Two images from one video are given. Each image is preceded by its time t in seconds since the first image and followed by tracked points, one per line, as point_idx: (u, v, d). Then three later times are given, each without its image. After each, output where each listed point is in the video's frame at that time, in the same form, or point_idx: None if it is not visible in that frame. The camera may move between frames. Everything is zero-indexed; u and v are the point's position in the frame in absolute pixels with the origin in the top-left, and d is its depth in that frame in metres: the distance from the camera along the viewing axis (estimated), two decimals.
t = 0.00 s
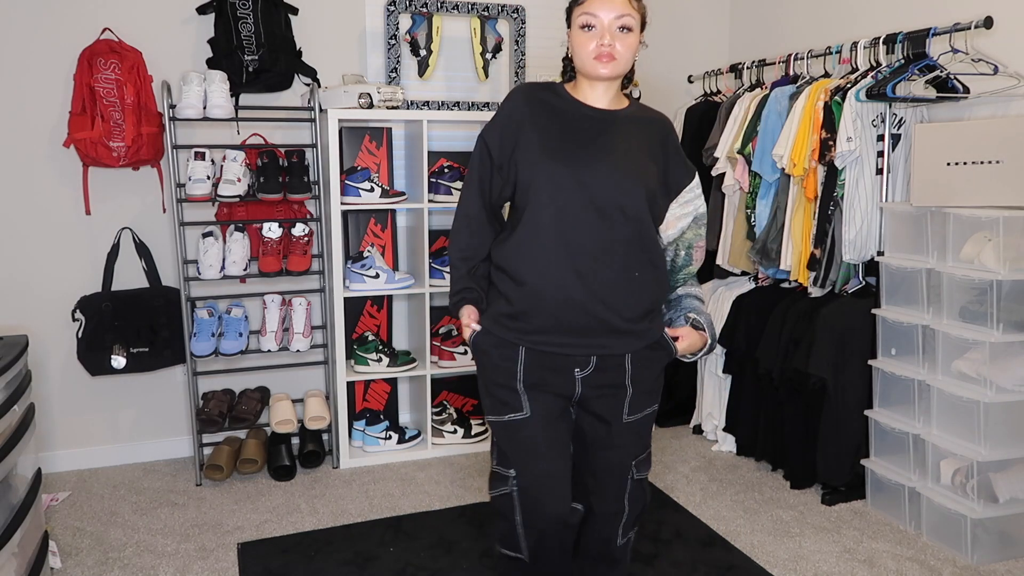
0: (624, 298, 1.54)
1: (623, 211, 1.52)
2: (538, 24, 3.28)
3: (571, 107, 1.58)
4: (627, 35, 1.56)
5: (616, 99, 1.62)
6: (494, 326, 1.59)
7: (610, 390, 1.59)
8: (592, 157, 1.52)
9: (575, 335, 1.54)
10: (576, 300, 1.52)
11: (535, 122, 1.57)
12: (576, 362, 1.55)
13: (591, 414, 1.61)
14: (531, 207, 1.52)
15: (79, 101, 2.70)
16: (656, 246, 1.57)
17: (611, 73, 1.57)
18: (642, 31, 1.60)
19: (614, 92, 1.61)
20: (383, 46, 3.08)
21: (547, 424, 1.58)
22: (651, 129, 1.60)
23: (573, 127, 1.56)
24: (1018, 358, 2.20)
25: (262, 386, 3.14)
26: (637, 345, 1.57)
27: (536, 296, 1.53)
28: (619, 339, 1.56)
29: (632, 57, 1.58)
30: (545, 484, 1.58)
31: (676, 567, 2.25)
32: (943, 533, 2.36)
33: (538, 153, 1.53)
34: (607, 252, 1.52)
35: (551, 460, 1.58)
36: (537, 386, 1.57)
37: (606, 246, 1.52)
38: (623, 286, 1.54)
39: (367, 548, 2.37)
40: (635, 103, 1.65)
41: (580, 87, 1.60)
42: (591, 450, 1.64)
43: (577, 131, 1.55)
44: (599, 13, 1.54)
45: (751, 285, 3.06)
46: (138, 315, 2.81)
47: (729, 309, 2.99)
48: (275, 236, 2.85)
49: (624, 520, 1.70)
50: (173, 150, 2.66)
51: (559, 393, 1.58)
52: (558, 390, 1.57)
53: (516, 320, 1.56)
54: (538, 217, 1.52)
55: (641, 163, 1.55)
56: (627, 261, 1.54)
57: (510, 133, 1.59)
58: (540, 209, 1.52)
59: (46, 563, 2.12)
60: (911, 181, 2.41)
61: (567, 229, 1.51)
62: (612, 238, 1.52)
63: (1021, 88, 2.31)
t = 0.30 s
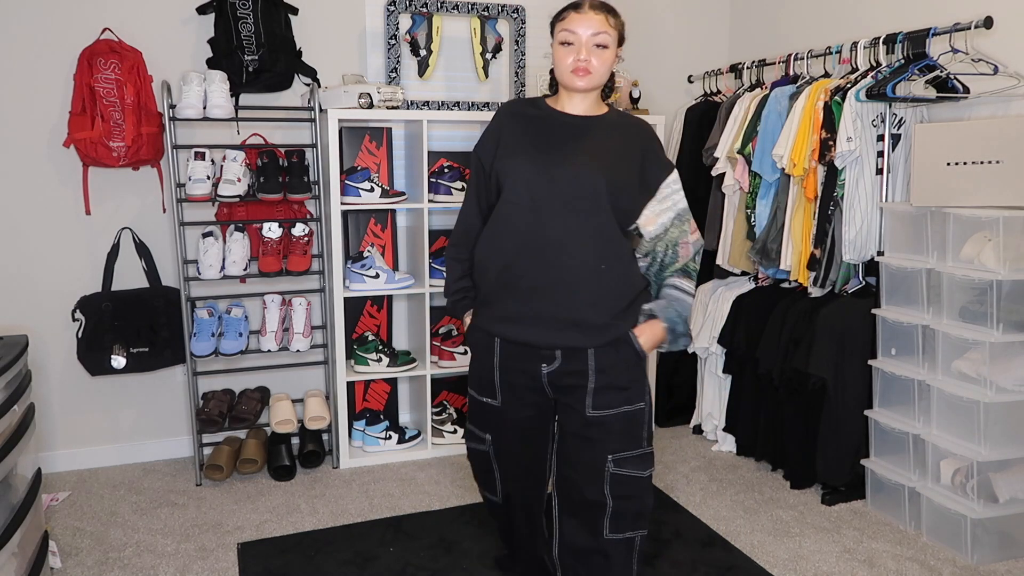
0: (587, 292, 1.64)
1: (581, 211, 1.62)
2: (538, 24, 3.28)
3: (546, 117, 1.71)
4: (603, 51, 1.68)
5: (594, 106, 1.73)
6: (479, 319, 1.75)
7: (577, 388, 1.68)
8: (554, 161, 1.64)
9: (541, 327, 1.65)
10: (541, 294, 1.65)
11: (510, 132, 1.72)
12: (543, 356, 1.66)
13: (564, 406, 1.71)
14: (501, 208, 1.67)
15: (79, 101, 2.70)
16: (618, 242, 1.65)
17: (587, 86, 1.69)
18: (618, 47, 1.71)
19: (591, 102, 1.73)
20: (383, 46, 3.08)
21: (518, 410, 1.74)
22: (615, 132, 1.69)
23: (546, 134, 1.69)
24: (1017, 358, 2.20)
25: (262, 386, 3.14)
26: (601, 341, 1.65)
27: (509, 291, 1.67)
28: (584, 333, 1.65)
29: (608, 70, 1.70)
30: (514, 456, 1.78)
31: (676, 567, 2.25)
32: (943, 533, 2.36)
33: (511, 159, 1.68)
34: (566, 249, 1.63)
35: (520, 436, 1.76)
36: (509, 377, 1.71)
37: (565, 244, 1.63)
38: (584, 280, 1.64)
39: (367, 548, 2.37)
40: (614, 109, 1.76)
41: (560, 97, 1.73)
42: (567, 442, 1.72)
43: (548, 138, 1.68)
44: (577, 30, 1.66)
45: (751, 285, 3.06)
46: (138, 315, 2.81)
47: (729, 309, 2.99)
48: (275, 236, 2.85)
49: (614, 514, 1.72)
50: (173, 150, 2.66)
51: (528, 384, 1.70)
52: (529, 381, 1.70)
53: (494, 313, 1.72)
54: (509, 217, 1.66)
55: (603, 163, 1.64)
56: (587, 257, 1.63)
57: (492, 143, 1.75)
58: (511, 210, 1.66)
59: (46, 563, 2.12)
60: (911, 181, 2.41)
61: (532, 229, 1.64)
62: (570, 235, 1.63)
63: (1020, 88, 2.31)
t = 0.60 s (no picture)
0: (564, 276, 1.88)
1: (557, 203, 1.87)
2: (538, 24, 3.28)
3: (525, 123, 1.98)
4: (569, 61, 1.91)
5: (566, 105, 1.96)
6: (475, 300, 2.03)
7: (552, 365, 1.91)
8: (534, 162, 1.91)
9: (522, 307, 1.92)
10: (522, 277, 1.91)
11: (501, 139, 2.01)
12: (524, 332, 1.91)
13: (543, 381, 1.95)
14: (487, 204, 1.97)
15: (79, 101, 2.70)
16: (593, 235, 1.87)
17: (555, 92, 1.92)
18: (584, 57, 1.95)
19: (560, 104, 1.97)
20: (383, 46, 3.08)
21: (503, 378, 2.01)
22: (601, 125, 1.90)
23: (526, 137, 1.96)
24: (1018, 358, 2.20)
25: (262, 386, 3.14)
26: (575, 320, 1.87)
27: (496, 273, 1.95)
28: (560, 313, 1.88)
29: (574, 78, 1.93)
30: (503, 422, 2.05)
31: (676, 567, 2.25)
32: (943, 533, 2.36)
33: (498, 163, 1.98)
34: (544, 238, 1.89)
35: (509, 404, 2.03)
36: (495, 347, 1.99)
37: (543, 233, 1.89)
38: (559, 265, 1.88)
39: (367, 548, 2.37)
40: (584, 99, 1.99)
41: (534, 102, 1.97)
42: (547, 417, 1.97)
43: (528, 140, 1.95)
44: (546, 43, 1.89)
45: (751, 285, 3.06)
46: (138, 315, 2.81)
47: (729, 309, 2.99)
48: (275, 236, 2.85)
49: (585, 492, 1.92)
50: (173, 150, 2.66)
51: (512, 357, 1.97)
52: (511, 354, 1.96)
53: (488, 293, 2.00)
54: (495, 210, 1.95)
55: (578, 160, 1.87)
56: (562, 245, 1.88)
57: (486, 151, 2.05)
58: (497, 205, 1.95)
59: (46, 563, 2.12)
60: (911, 181, 2.41)
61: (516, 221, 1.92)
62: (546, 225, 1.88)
63: (1020, 88, 2.31)
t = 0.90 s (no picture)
0: (574, 261, 1.94)
1: (565, 192, 1.93)
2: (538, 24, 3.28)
3: (520, 120, 2.04)
4: (557, 63, 1.98)
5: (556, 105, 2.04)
6: (479, 293, 2.06)
7: (562, 345, 1.98)
8: (537, 153, 1.96)
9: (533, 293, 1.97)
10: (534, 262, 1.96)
11: (496, 137, 2.06)
12: (534, 317, 1.97)
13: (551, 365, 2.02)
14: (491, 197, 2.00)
15: (78, 101, 2.70)
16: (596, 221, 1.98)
17: (546, 93, 2.00)
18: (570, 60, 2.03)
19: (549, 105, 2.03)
20: (383, 46, 3.08)
21: (511, 366, 2.03)
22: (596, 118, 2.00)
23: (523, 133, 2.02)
24: (1018, 358, 2.20)
25: (262, 386, 3.14)
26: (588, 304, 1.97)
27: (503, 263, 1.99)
28: (570, 296, 1.96)
29: (563, 79, 2.01)
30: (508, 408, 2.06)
31: (676, 567, 2.25)
32: (943, 532, 2.36)
33: (497, 158, 2.03)
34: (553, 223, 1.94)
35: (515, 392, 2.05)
36: (502, 335, 2.01)
37: (553, 220, 1.94)
38: (572, 253, 1.95)
39: (367, 548, 2.37)
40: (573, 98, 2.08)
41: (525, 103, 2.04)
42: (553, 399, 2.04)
43: (525, 136, 2.01)
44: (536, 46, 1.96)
45: (751, 285, 3.06)
46: (138, 315, 2.81)
47: (729, 310, 2.99)
48: (275, 236, 2.85)
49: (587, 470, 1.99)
50: (173, 150, 2.66)
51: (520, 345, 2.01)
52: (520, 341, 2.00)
53: (494, 284, 2.04)
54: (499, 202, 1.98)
55: (580, 150, 1.95)
56: (571, 231, 1.94)
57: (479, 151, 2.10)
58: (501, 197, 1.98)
59: (46, 563, 2.12)
60: (911, 181, 2.42)
61: (523, 210, 1.96)
62: (556, 214, 1.94)
63: (1020, 88, 2.31)
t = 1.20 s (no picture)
0: (589, 268, 2.09)
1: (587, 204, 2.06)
2: (539, 24, 3.28)
3: (539, 128, 2.13)
4: (570, 68, 2.10)
5: (570, 112, 2.15)
6: (490, 291, 2.13)
7: (572, 346, 2.12)
8: (563, 163, 2.06)
9: (547, 297, 2.07)
10: (550, 267, 2.06)
11: (516, 140, 2.12)
12: (547, 319, 2.08)
13: (557, 366, 2.15)
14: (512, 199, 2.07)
15: (78, 101, 2.70)
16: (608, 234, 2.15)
17: (560, 97, 2.10)
18: (582, 67, 2.14)
19: (563, 109, 2.14)
20: (383, 46, 3.08)
21: (521, 362, 2.12)
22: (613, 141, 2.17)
23: (543, 141, 2.10)
24: (1018, 358, 2.20)
25: (262, 386, 3.14)
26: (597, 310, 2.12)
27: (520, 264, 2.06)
28: (581, 303, 2.09)
29: (576, 84, 2.11)
30: (512, 403, 2.14)
31: (676, 567, 2.25)
32: (943, 532, 2.36)
33: (516, 161, 2.09)
34: (572, 233, 2.06)
35: (521, 389, 2.14)
36: (516, 334, 2.09)
37: (571, 230, 2.06)
38: (587, 260, 2.09)
39: (367, 548, 2.37)
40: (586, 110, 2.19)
41: (540, 108, 2.14)
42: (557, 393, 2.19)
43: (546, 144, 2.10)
44: (549, 52, 2.07)
45: (751, 285, 3.06)
46: (138, 315, 2.81)
47: (729, 310, 2.99)
48: (275, 236, 2.85)
49: (596, 448, 2.23)
50: (173, 150, 2.66)
51: (531, 344, 2.11)
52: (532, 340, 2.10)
53: (507, 284, 2.10)
54: (519, 206, 2.06)
55: (601, 168, 2.09)
56: (588, 240, 2.07)
57: (496, 149, 2.13)
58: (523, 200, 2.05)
59: (46, 563, 2.12)
60: (911, 181, 2.41)
61: (543, 216, 2.05)
62: (577, 223, 2.06)
63: (1020, 88, 2.31)
